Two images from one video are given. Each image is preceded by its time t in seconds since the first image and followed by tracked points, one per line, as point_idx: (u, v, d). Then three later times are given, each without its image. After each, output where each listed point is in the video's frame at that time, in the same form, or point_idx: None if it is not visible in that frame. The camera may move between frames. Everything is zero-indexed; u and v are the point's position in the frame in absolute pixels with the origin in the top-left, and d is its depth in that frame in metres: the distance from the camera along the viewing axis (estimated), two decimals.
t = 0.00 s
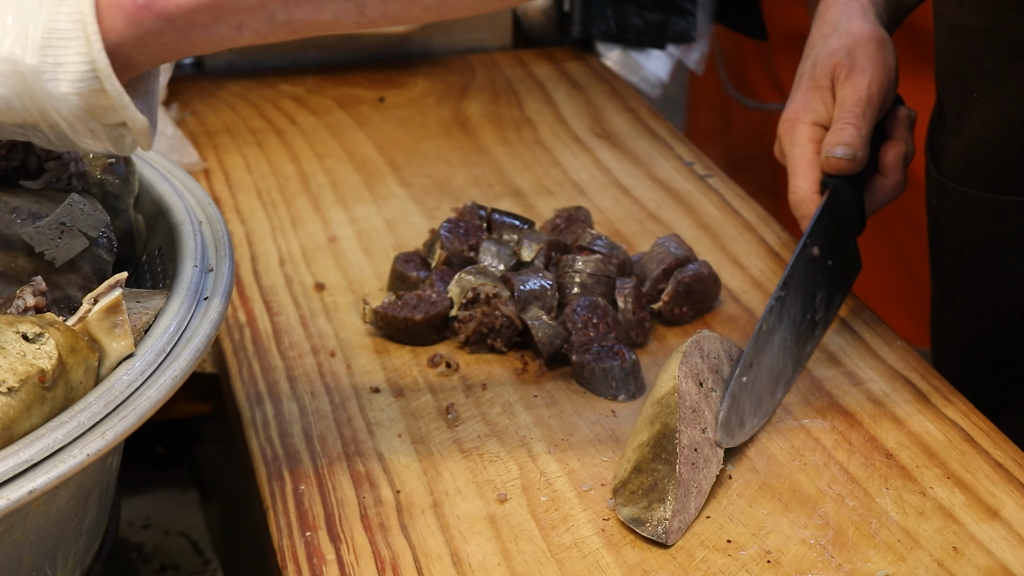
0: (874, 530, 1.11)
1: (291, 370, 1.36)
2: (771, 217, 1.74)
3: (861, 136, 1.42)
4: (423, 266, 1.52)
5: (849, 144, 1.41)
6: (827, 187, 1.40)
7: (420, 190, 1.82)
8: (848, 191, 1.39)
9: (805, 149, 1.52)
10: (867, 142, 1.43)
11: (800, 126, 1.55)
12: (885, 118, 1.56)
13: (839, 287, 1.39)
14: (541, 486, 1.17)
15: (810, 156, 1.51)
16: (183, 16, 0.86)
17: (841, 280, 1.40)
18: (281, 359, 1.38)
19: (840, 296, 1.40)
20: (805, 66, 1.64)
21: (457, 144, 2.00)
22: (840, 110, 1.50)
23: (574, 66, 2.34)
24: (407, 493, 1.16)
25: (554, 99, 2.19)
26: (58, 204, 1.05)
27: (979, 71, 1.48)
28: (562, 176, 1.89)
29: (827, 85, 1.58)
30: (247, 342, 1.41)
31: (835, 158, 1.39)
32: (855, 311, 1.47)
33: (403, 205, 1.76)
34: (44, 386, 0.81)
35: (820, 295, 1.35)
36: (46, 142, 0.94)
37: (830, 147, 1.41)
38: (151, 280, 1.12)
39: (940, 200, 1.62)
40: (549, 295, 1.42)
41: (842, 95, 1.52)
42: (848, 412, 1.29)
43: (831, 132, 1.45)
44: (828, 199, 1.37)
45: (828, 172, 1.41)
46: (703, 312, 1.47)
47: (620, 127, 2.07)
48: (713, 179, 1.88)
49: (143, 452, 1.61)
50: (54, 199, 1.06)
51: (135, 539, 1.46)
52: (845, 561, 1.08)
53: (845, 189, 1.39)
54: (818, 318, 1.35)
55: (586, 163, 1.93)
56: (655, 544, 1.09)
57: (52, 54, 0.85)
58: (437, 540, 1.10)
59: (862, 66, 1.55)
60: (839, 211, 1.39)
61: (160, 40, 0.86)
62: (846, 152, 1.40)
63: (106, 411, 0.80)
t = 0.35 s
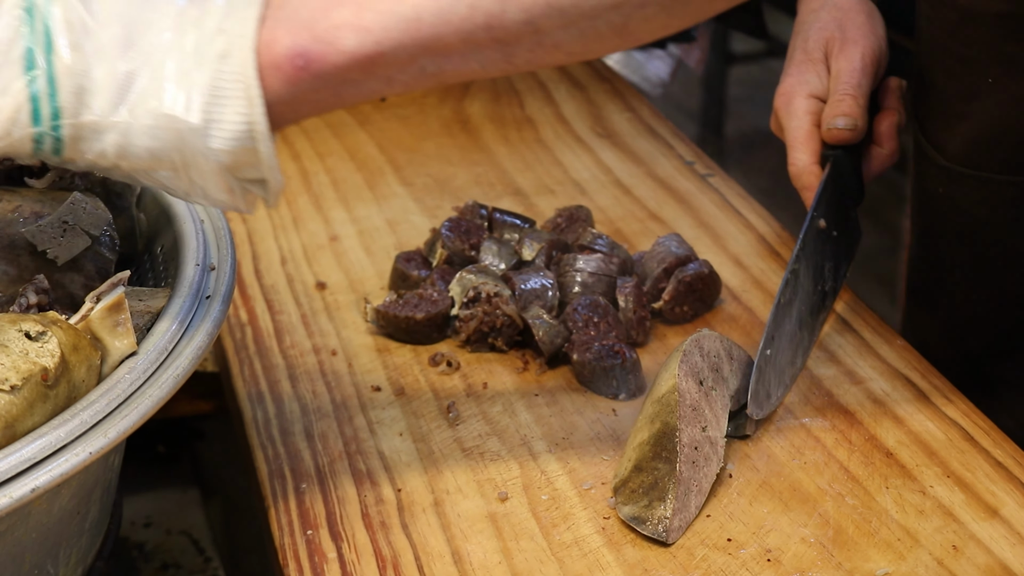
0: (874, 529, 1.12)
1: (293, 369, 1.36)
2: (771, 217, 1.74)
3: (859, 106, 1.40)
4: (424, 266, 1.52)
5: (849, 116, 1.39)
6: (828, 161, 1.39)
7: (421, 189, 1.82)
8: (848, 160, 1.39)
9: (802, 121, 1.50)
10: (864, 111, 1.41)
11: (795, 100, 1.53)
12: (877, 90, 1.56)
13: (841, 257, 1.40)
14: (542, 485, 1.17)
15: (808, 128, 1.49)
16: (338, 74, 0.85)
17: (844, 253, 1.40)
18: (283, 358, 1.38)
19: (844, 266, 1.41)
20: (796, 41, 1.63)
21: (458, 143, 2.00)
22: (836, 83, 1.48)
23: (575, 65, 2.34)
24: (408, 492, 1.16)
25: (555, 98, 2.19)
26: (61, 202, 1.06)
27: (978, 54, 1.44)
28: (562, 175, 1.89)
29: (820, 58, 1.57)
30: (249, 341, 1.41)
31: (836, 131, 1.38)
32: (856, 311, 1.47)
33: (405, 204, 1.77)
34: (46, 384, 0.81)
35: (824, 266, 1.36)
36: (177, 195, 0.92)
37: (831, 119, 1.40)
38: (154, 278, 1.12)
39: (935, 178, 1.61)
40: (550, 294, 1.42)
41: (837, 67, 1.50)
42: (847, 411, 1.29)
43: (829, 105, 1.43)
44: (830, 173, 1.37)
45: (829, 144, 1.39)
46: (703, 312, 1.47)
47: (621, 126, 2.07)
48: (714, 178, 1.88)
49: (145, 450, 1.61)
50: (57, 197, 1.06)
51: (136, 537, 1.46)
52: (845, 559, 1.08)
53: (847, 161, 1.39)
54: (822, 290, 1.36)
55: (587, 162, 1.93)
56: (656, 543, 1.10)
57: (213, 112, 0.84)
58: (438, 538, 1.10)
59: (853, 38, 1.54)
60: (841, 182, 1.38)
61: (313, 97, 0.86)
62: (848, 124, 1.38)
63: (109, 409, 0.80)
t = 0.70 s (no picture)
0: (871, 538, 1.12)
1: (292, 377, 1.37)
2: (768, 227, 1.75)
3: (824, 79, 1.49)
4: (422, 275, 1.52)
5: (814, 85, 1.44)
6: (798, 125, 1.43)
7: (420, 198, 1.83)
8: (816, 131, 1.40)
9: (770, 99, 1.55)
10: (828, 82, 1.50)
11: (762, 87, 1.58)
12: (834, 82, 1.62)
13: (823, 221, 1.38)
14: (541, 493, 1.18)
15: (778, 106, 1.54)
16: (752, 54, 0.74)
17: (822, 215, 1.39)
18: (282, 367, 1.39)
19: (823, 227, 1.39)
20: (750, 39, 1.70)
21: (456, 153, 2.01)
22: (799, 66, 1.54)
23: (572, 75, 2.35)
24: (407, 501, 1.16)
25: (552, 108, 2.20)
26: (61, 212, 1.08)
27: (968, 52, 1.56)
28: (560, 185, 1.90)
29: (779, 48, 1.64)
30: (247, 350, 1.42)
31: (803, 98, 1.42)
32: (853, 323, 1.47)
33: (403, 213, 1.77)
34: (47, 393, 0.81)
35: (802, 230, 1.34)
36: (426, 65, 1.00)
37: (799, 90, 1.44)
38: (153, 287, 1.12)
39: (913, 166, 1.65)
40: (547, 303, 1.42)
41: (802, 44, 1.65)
42: (844, 420, 1.29)
43: (795, 82, 1.49)
44: (798, 138, 1.38)
45: (800, 113, 1.44)
46: (700, 322, 1.48)
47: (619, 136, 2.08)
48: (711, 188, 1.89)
49: (142, 458, 1.62)
50: (57, 207, 1.09)
51: (134, 546, 1.47)
52: (842, 568, 1.08)
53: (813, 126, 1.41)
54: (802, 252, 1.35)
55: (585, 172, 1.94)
56: (654, 552, 1.10)
57: None
58: (436, 546, 1.10)
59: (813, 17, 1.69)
60: (815, 145, 1.40)
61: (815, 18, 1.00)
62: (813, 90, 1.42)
63: (109, 417, 0.80)
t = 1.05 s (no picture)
0: (870, 541, 1.12)
1: (290, 381, 1.37)
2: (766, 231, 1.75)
3: (786, 85, 1.51)
4: (421, 279, 1.53)
5: (776, 90, 1.49)
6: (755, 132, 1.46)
7: (419, 202, 1.83)
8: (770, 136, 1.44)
9: (736, 79, 1.62)
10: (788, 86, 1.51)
11: (733, 57, 1.66)
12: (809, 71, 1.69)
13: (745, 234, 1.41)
14: (539, 496, 1.18)
15: (740, 87, 1.61)
16: None
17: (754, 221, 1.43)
18: (280, 370, 1.39)
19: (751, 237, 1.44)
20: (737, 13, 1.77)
21: (455, 156, 2.01)
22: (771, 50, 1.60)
23: (571, 79, 2.36)
24: (406, 504, 1.16)
25: (551, 111, 2.21)
26: (60, 216, 1.08)
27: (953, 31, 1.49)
28: (559, 188, 1.90)
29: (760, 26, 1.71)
30: (246, 353, 1.42)
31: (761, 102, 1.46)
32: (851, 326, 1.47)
33: (402, 216, 1.78)
34: (46, 396, 0.82)
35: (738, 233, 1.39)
36: None
37: (759, 92, 1.49)
38: (152, 291, 1.13)
39: (868, 145, 1.68)
40: (546, 307, 1.43)
41: (773, 37, 1.64)
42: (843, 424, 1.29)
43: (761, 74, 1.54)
44: (754, 143, 1.42)
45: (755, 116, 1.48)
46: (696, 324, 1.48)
47: (617, 139, 2.09)
48: (710, 192, 1.89)
49: (141, 462, 1.62)
50: (56, 211, 1.09)
51: (134, 549, 1.48)
52: (839, 571, 1.08)
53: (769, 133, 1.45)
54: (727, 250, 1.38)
55: (583, 176, 1.94)
56: (652, 555, 1.10)
57: None
58: (435, 550, 1.11)
59: (791, 11, 1.68)
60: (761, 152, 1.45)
61: None
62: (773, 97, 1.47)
63: (108, 421, 0.81)
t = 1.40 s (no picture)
0: (867, 543, 1.12)
1: (289, 381, 1.37)
2: (765, 233, 1.76)
3: (830, 58, 1.45)
4: (420, 278, 1.53)
5: (820, 63, 1.44)
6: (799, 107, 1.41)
7: (418, 202, 1.83)
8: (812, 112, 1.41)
9: (781, 36, 1.50)
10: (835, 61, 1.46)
11: (780, 13, 1.53)
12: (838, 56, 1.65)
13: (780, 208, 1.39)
14: (537, 497, 1.18)
15: (784, 46, 1.49)
16: None
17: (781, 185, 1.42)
18: (279, 370, 1.39)
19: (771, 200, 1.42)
20: None
21: (454, 157, 2.01)
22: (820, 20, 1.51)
23: (570, 80, 2.36)
24: (404, 504, 1.16)
25: (551, 112, 2.21)
26: (58, 215, 1.08)
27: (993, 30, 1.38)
28: (558, 189, 1.90)
29: None
30: (245, 352, 1.42)
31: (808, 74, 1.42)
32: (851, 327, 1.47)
33: (401, 216, 1.78)
34: (45, 395, 0.82)
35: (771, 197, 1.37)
36: None
37: (802, 62, 1.44)
38: (151, 289, 1.13)
39: (906, 151, 1.58)
40: (545, 307, 1.43)
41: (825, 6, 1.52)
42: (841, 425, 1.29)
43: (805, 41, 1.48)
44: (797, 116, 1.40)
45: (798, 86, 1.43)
46: (695, 326, 1.48)
47: (617, 140, 2.09)
48: (709, 193, 1.89)
49: (140, 460, 1.62)
50: (55, 209, 1.09)
51: (132, 547, 1.48)
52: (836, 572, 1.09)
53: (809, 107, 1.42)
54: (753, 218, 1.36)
55: (582, 176, 1.95)
56: (650, 555, 1.10)
57: None
58: (433, 550, 1.11)
59: None
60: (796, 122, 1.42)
61: None
62: (818, 71, 1.42)
63: (107, 419, 0.81)
